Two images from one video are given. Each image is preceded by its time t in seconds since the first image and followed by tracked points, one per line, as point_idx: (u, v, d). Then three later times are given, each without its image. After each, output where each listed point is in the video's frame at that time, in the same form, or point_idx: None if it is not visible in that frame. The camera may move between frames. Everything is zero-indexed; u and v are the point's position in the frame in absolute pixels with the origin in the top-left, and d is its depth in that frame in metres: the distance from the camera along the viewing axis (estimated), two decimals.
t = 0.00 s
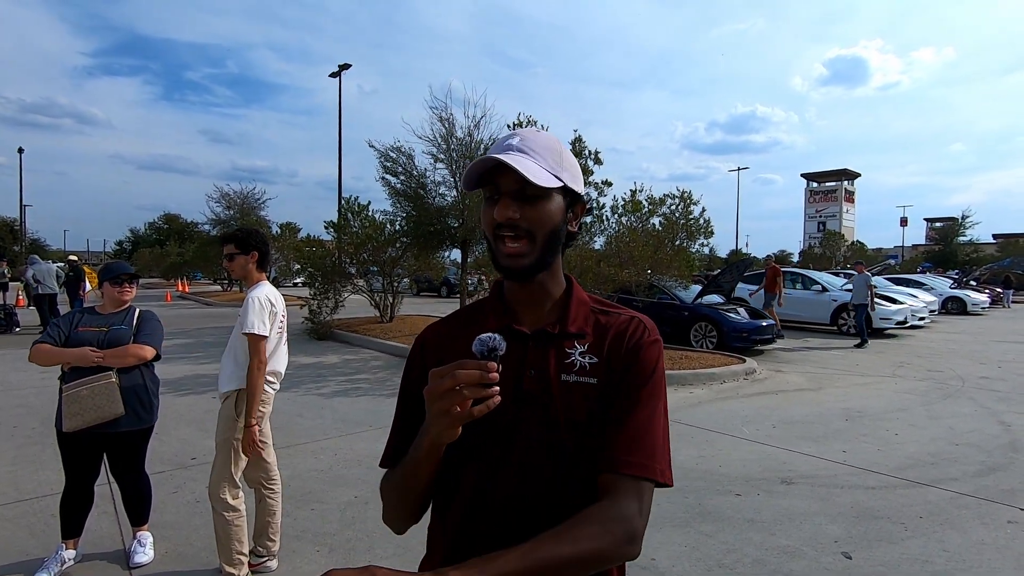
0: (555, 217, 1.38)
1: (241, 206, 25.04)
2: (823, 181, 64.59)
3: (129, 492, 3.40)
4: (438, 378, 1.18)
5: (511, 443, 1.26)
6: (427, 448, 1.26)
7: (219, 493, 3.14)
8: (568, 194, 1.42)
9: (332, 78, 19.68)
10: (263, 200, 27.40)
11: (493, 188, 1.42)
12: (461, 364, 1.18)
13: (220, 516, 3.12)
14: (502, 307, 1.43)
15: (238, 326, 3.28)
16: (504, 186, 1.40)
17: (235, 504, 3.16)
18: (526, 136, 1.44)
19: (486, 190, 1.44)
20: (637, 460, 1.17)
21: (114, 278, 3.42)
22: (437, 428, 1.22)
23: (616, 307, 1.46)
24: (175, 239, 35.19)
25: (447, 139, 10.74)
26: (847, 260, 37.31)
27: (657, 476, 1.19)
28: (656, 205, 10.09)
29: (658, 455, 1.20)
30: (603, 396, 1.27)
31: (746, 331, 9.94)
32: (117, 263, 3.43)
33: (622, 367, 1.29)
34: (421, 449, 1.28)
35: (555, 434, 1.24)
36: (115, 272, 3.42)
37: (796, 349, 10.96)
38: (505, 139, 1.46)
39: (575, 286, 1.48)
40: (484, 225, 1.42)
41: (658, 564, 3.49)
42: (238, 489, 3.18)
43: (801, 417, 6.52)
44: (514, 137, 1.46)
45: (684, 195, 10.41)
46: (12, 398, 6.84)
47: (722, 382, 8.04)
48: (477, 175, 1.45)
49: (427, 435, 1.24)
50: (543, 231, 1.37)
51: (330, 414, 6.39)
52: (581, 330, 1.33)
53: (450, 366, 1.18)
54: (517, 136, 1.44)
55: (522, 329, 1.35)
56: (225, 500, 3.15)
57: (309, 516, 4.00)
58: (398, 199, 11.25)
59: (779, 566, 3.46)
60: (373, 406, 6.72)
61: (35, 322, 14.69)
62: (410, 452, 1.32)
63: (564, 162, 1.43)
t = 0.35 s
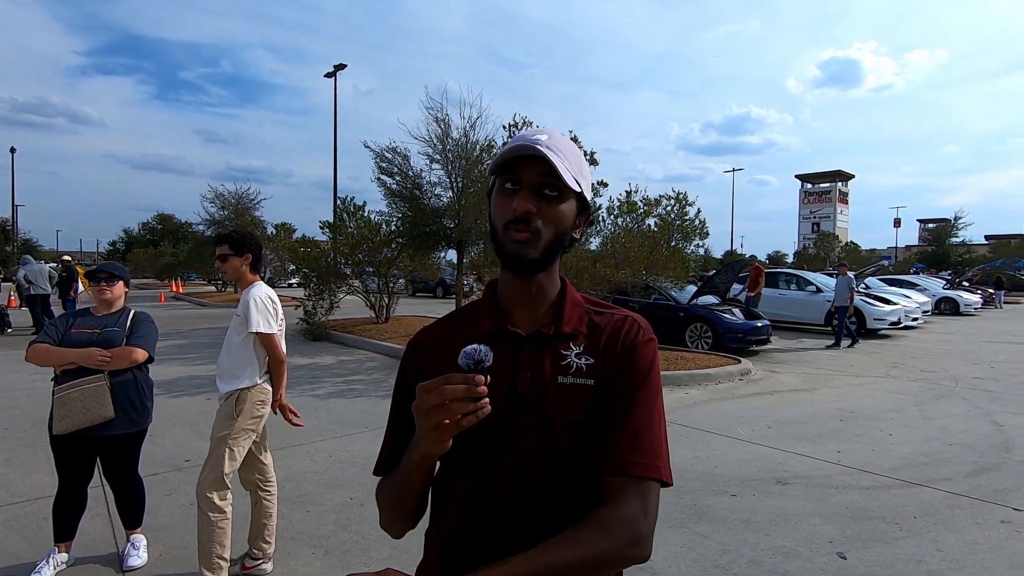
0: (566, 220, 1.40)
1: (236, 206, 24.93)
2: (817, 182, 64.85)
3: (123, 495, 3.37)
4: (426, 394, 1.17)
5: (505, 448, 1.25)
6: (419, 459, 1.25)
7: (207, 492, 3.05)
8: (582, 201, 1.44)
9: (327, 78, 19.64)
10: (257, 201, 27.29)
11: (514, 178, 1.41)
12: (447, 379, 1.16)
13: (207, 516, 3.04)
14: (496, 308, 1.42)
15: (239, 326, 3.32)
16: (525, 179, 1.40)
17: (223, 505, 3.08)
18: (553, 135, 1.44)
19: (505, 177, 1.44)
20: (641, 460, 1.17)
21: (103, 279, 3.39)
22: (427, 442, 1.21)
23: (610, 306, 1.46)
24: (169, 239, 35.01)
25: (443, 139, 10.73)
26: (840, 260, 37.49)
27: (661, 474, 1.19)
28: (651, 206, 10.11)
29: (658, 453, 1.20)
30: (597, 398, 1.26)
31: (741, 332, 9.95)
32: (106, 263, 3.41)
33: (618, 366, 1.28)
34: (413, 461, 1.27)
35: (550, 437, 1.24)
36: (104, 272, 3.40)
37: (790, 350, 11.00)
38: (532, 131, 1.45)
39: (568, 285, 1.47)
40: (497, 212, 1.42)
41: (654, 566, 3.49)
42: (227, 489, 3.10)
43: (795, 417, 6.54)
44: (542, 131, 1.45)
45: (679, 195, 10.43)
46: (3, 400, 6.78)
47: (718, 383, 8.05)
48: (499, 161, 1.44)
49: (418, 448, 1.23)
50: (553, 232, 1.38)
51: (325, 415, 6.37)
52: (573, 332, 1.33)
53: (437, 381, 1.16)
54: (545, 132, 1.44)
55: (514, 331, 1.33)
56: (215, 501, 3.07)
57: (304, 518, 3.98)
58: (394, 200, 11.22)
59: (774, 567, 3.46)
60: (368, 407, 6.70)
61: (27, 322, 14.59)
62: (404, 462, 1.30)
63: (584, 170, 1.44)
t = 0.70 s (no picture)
0: (563, 230, 1.40)
1: (232, 206, 24.86)
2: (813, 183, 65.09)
3: (120, 497, 3.35)
4: (451, 401, 1.14)
5: (514, 455, 1.25)
6: (430, 470, 1.22)
7: (218, 498, 3.05)
8: (579, 210, 1.44)
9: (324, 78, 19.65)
10: (254, 201, 27.23)
11: (513, 184, 1.41)
12: (477, 385, 1.15)
13: (217, 521, 3.04)
14: (492, 313, 1.40)
15: (233, 326, 3.28)
16: (523, 186, 1.39)
17: (232, 510, 3.08)
18: (552, 143, 1.44)
19: (502, 185, 1.43)
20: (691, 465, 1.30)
21: (100, 279, 3.36)
22: (445, 449, 1.17)
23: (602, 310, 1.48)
24: (165, 239, 34.89)
25: (440, 139, 10.72)
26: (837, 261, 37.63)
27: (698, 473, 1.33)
28: (649, 207, 10.12)
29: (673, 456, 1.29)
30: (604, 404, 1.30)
31: (738, 332, 9.96)
32: (103, 264, 3.39)
33: (620, 371, 1.32)
34: (422, 472, 1.23)
35: (559, 443, 1.25)
36: (101, 273, 3.38)
37: (787, 350, 11.04)
38: (532, 137, 1.45)
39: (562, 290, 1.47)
40: (494, 218, 1.41)
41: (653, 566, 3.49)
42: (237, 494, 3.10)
43: (792, 417, 6.56)
44: (540, 138, 1.46)
45: (676, 196, 10.44)
46: None
47: (715, 383, 8.07)
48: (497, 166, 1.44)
49: (432, 457, 1.19)
50: (551, 241, 1.38)
51: (323, 416, 6.36)
52: (575, 338, 1.34)
53: (464, 388, 1.15)
54: (545, 139, 1.44)
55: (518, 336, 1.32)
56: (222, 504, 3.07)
57: (302, 519, 3.97)
58: (391, 200, 11.20)
59: (772, 567, 3.47)
60: (366, 408, 6.69)
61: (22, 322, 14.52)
62: (407, 475, 1.26)
63: (584, 179, 1.44)
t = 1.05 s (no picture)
0: (547, 211, 1.40)
1: (231, 206, 24.83)
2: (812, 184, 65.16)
3: (118, 496, 3.34)
4: (473, 368, 1.14)
5: (529, 440, 1.29)
6: (448, 459, 1.18)
7: (215, 498, 3.04)
8: (557, 186, 1.44)
9: (323, 77, 19.64)
10: (253, 200, 27.19)
11: (484, 186, 1.41)
12: (496, 351, 1.17)
13: (215, 521, 3.03)
14: (497, 304, 1.42)
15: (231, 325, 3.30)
16: (495, 183, 1.40)
17: (231, 510, 3.07)
18: (508, 132, 1.44)
19: (472, 189, 1.44)
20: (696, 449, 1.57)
21: (101, 278, 3.36)
22: (465, 426, 1.14)
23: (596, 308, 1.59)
24: (164, 239, 34.84)
25: (440, 139, 10.71)
26: (836, 261, 37.65)
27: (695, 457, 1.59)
28: (648, 206, 10.12)
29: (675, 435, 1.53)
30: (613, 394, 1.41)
31: (738, 332, 9.98)
32: (104, 263, 3.38)
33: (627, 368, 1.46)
34: (437, 461, 1.19)
35: (573, 427, 1.32)
36: (102, 272, 3.37)
37: (786, 350, 11.04)
38: (490, 134, 1.45)
39: (560, 287, 1.53)
40: (477, 223, 1.41)
41: (652, 565, 3.49)
42: (235, 493, 3.09)
43: (792, 417, 6.56)
44: (496, 131, 1.46)
45: (676, 196, 10.44)
46: None
47: (714, 383, 8.07)
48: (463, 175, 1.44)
49: (451, 443, 1.16)
50: (538, 227, 1.39)
51: (322, 415, 6.35)
52: (582, 331, 1.42)
53: (486, 355, 1.15)
54: (501, 132, 1.44)
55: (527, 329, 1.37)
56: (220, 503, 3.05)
57: (301, 518, 3.97)
58: (390, 200, 11.19)
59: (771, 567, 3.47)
60: (365, 407, 6.69)
61: (22, 322, 14.52)
62: (419, 467, 1.21)
63: (550, 155, 1.45)
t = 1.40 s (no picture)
0: (560, 199, 1.44)
1: (230, 205, 24.83)
2: (810, 183, 65.19)
3: (117, 495, 3.34)
4: (483, 372, 1.14)
5: (535, 440, 1.29)
6: (455, 462, 1.17)
7: (208, 496, 3.03)
8: (563, 177, 1.50)
9: (322, 77, 19.63)
10: (252, 200, 27.17)
11: (497, 180, 1.42)
12: (508, 354, 1.17)
13: (208, 519, 3.02)
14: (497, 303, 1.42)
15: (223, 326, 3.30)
16: (509, 175, 1.42)
17: (225, 509, 3.06)
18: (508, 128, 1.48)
19: (483, 183, 1.43)
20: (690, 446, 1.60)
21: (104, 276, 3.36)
22: (474, 431, 1.14)
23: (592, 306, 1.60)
24: (163, 238, 34.79)
25: (439, 137, 10.70)
26: (835, 260, 37.69)
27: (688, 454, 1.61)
28: (647, 205, 10.12)
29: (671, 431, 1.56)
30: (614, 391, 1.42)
31: (737, 331, 9.99)
32: (107, 261, 3.39)
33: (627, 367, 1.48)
34: (444, 464, 1.18)
35: (577, 426, 1.33)
36: (106, 270, 3.38)
37: (785, 349, 11.05)
38: (493, 130, 1.47)
39: (559, 287, 1.54)
40: (492, 216, 1.41)
41: (652, 564, 3.48)
42: (228, 492, 3.08)
43: (791, 415, 6.56)
44: (495, 128, 1.48)
45: (675, 195, 10.45)
46: None
47: (713, 381, 8.07)
48: (473, 172, 1.44)
49: (459, 445, 1.15)
50: (555, 215, 1.41)
51: (321, 414, 6.35)
52: (582, 330, 1.43)
53: (496, 358, 1.15)
54: (504, 127, 1.47)
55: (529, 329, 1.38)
56: (213, 503, 3.05)
57: (300, 517, 3.96)
58: (389, 199, 11.18)
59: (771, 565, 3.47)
60: (365, 406, 6.68)
61: (20, 322, 14.51)
62: (423, 468, 1.20)
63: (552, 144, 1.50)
